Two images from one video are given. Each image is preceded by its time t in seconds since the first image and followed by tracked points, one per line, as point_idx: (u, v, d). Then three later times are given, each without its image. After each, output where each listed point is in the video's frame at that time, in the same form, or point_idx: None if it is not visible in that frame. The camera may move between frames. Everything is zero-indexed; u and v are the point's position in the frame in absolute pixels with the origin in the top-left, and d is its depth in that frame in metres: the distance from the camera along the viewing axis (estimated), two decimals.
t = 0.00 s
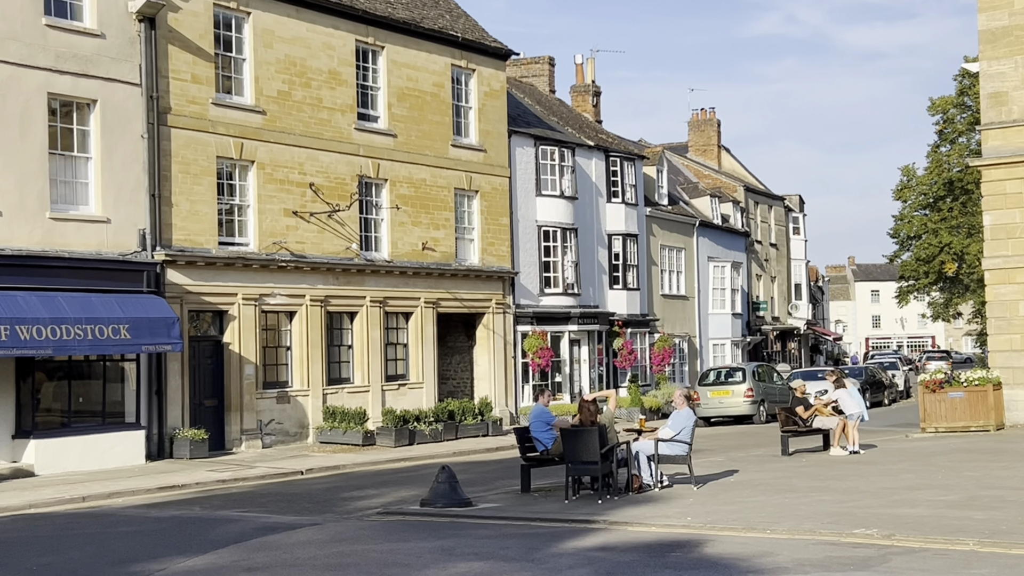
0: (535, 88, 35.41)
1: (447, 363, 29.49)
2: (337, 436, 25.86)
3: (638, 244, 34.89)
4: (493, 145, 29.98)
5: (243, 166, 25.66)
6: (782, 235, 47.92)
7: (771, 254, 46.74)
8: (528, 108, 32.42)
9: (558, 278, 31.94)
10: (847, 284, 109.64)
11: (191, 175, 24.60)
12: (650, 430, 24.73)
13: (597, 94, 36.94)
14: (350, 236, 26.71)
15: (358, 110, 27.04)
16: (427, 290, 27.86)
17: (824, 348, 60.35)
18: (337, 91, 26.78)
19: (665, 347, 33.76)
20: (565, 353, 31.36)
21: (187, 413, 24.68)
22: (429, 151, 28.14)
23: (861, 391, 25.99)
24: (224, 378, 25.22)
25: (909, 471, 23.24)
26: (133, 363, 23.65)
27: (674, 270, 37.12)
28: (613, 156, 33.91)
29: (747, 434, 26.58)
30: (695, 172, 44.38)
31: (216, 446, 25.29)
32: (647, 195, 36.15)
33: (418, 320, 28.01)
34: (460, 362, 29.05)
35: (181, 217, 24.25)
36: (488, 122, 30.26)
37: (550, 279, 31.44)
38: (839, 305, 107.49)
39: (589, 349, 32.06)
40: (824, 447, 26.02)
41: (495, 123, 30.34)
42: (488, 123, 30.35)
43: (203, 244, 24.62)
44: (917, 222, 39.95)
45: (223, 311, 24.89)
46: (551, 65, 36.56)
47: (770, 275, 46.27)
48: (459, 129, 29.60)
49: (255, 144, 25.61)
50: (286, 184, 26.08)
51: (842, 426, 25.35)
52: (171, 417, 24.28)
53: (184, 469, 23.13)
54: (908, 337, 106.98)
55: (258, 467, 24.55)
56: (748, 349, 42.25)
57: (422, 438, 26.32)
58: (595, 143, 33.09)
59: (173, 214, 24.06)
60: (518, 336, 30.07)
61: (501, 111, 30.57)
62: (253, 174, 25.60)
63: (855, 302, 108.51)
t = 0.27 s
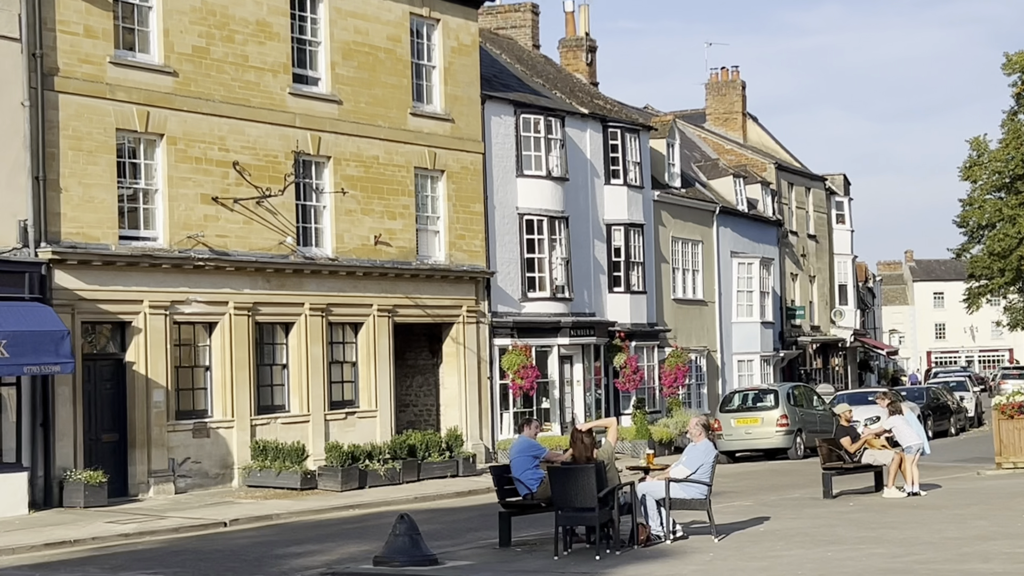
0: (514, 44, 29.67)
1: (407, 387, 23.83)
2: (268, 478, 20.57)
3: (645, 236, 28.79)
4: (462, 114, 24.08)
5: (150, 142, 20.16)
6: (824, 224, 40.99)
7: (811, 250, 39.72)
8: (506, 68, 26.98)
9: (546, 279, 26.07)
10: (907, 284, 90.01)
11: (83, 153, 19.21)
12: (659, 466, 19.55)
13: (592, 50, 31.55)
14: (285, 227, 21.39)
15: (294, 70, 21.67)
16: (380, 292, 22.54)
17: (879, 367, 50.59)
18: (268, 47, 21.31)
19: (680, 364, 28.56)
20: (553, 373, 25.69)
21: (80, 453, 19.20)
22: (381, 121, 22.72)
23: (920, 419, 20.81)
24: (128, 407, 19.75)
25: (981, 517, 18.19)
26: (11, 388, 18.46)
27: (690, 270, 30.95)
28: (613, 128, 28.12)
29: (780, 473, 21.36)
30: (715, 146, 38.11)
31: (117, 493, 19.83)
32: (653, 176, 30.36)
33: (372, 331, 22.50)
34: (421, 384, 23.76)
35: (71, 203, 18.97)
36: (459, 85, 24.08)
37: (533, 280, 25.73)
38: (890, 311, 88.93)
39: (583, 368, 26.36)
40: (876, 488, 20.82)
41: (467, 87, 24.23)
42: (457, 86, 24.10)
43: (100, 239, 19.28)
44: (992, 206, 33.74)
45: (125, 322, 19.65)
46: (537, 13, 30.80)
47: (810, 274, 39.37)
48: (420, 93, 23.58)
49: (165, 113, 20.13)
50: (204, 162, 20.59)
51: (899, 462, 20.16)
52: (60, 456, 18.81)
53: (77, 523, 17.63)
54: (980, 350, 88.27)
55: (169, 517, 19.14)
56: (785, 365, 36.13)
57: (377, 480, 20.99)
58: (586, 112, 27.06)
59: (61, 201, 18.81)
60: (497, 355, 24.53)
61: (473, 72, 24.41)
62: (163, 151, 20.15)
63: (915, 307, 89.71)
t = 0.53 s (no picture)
0: (487, 9, 26.60)
1: (361, 410, 20.76)
2: (199, 517, 17.52)
3: (638, 231, 25.70)
4: (424, 89, 21.03)
5: (58, 124, 17.09)
6: (846, 216, 37.83)
7: (831, 247, 36.67)
8: (475, 36, 23.93)
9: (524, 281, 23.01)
10: (943, 287, 81.32)
11: None
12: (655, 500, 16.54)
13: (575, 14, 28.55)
14: (217, 222, 18.36)
15: (226, 39, 18.62)
16: (328, 298, 19.51)
17: (910, 381, 46.88)
18: (195, 12, 18.25)
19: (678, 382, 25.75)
20: (532, 393, 22.62)
21: None
22: (330, 98, 19.71)
23: (958, 444, 17.85)
24: (30, 434, 16.69)
25: None
26: None
27: (691, 269, 27.89)
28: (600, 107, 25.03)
29: (796, 506, 18.39)
30: (718, 126, 35.00)
31: (20, 536, 16.67)
32: (649, 161, 27.37)
33: (320, 344, 19.48)
34: (377, 407, 20.71)
35: None
36: (420, 56, 21.02)
37: (509, 281, 22.70)
38: (924, 318, 80.34)
39: (566, 386, 23.20)
40: (908, 524, 17.83)
41: (432, 60, 21.19)
42: (419, 57, 21.05)
43: None
44: None
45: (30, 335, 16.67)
46: None
47: (830, 275, 36.32)
48: (376, 66, 20.52)
49: (76, 90, 17.08)
50: (121, 146, 17.50)
51: (935, 494, 17.18)
52: None
53: None
54: None
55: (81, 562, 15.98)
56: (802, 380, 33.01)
57: (327, 519, 17.95)
58: (567, 89, 24.01)
59: None
60: (470, 372, 21.58)
61: (436, 40, 21.29)
62: (73, 135, 17.08)
63: (953, 312, 80.53)
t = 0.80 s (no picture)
0: None
1: (324, 423, 19.79)
2: (152, 537, 16.49)
3: (617, 232, 24.76)
4: (390, 83, 20.05)
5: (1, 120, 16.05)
6: (837, 216, 36.93)
7: (823, 250, 35.69)
8: (444, 26, 22.91)
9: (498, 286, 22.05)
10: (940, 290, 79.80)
11: None
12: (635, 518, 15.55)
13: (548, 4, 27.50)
14: (171, 224, 17.35)
15: (180, 30, 17.61)
16: (289, 304, 18.51)
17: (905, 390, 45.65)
18: (147, 1, 17.23)
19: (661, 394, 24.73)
20: (505, 404, 21.64)
21: None
22: (290, 92, 18.71)
23: (955, 457, 16.90)
24: None
25: None
26: None
27: (672, 272, 26.95)
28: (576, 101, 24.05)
29: (786, 523, 17.42)
30: (702, 121, 34.14)
31: None
32: (628, 159, 26.46)
33: (280, 354, 18.48)
34: (342, 419, 19.74)
35: None
36: (386, 47, 20.02)
37: (482, 285, 21.75)
38: (920, 322, 78.98)
39: (543, 397, 22.27)
40: (903, 541, 16.89)
41: (398, 51, 20.21)
42: (384, 49, 20.06)
43: None
44: None
45: None
46: None
47: (820, 278, 35.38)
48: (339, 59, 19.53)
49: (19, 84, 16.04)
50: (68, 144, 16.47)
51: (931, 509, 16.24)
52: None
53: None
54: None
55: None
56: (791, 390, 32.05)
57: (288, 540, 16.92)
58: (542, 83, 23.05)
59: None
60: (441, 383, 20.60)
61: (403, 31, 20.28)
62: (17, 132, 16.05)
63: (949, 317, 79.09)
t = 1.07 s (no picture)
0: (434, 6, 25.77)
1: (302, 427, 19.94)
2: (132, 540, 16.64)
3: (592, 236, 25.00)
4: (367, 90, 20.24)
5: None
6: (807, 221, 37.22)
7: (795, 254, 36.07)
8: (420, 34, 23.11)
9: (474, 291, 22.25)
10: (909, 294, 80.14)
11: None
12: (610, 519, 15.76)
13: (524, 11, 27.77)
14: (149, 229, 17.51)
15: (159, 37, 17.78)
16: (267, 308, 18.67)
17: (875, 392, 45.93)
18: (126, 9, 17.39)
19: (635, 397, 24.90)
20: (482, 407, 21.82)
21: None
22: (267, 99, 18.88)
23: (925, 457, 17.14)
24: None
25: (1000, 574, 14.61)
26: None
27: (645, 276, 27.20)
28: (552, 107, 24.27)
29: (760, 523, 17.65)
30: (676, 128, 34.47)
31: None
32: (602, 164, 26.73)
33: (258, 358, 18.64)
34: (320, 422, 19.90)
35: None
36: (363, 54, 20.21)
37: (458, 290, 21.94)
38: (890, 325, 79.16)
39: (519, 400, 22.44)
40: (874, 540, 17.11)
41: (376, 59, 20.40)
42: (362, 57, 20.26)
43: None
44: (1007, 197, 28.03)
45: None
46: None
47: (792, 281, 35.70)
48: (316, 66, 19.70)
49: None
50: (47, 150, 16.62)
51: (902, 508, 16.46)
52: None
53: None
54: (997, 370, 79.00)
55: None
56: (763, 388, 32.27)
57: (265, 542, 17.08)
58: (518, 89, 23.26)
59: None
60: (417, 386, 20.78)
61: (380, 38, 20.46)
62: None
63: (920, 320, 79.61)
